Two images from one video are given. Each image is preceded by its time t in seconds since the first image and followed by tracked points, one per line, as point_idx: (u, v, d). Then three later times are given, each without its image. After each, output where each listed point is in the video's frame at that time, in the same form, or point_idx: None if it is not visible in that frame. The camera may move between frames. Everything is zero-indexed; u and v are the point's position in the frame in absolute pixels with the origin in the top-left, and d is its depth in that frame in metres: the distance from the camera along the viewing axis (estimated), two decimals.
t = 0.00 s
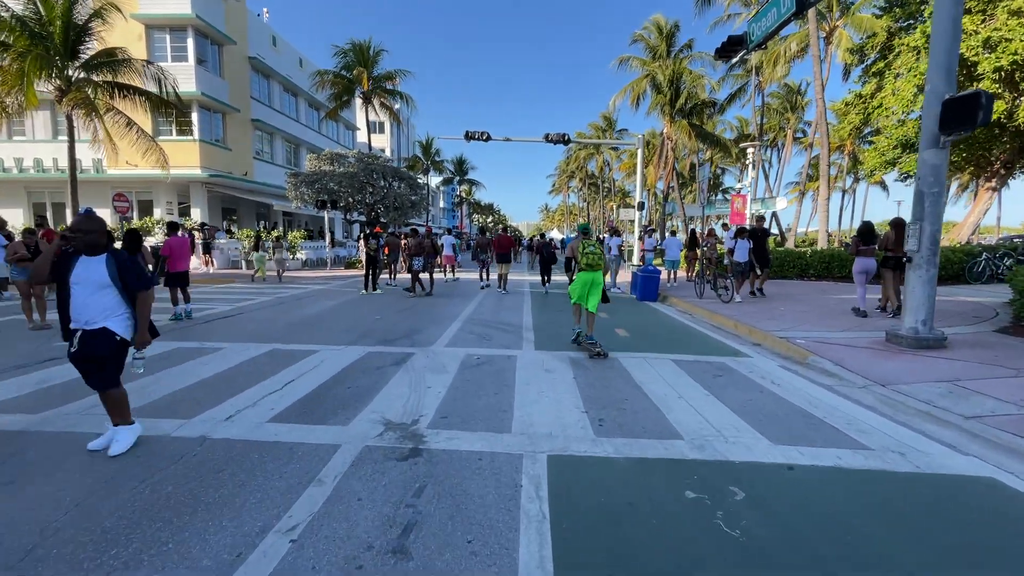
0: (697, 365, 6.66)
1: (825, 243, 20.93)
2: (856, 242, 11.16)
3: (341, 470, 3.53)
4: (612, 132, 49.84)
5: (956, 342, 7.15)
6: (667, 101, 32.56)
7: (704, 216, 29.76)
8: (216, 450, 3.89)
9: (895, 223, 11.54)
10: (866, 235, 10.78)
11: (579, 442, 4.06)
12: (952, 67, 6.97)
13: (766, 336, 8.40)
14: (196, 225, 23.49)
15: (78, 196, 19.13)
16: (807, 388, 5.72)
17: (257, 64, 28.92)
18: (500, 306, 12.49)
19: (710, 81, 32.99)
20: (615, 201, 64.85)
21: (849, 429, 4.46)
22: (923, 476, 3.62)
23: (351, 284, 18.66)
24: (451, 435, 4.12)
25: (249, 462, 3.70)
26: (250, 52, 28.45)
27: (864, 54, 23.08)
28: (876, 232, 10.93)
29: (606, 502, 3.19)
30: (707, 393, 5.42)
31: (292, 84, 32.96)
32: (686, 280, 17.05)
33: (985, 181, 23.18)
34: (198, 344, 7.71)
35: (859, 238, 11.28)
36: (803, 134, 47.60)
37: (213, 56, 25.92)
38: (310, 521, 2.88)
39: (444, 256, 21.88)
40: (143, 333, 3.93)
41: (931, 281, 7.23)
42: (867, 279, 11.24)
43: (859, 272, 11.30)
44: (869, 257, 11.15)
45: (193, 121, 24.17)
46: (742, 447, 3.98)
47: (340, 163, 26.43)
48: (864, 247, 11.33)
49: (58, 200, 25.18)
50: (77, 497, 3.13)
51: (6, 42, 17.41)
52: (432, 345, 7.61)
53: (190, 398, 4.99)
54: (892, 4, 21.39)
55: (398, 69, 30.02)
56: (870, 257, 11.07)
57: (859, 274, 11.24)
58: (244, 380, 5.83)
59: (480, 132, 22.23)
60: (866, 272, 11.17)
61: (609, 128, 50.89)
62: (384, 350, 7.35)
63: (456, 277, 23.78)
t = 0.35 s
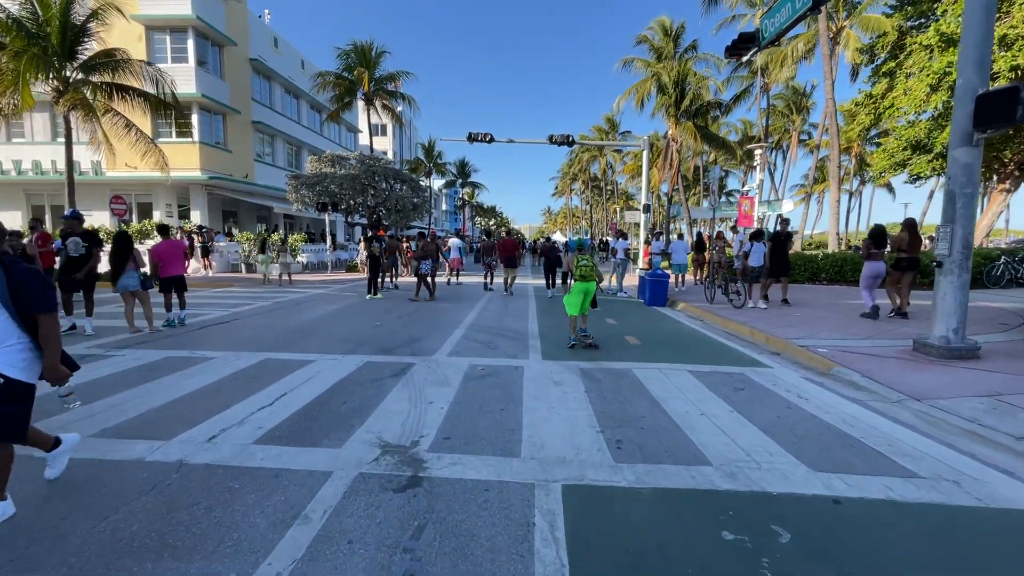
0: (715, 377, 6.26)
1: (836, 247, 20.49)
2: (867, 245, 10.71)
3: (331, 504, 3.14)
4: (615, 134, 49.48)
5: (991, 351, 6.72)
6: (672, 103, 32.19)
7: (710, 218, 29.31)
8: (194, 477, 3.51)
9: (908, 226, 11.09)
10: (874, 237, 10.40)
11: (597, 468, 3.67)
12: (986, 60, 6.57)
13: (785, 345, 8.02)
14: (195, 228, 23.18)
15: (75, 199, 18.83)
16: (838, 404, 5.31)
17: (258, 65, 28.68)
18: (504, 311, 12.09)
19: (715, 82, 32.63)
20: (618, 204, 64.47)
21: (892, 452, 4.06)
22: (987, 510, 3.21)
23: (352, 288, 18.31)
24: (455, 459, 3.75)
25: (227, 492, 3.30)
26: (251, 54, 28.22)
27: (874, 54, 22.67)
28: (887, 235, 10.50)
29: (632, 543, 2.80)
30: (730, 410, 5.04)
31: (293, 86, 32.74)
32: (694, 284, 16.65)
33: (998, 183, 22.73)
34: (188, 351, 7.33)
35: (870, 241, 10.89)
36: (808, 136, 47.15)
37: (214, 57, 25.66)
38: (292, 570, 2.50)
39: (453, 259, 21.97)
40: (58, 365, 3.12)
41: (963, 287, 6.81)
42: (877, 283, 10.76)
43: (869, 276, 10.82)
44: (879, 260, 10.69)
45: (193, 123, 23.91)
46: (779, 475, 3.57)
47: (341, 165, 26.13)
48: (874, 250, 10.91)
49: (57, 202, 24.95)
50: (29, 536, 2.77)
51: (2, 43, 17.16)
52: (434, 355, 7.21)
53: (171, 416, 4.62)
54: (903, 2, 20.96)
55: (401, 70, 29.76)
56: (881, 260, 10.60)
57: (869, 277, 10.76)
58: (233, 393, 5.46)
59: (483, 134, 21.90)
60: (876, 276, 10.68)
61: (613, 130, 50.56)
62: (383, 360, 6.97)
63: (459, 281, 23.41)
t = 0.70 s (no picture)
0: (738, 396, 5.81)
1: (847, 252, 20.00)
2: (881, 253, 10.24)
3: (310, 557, 2.72)
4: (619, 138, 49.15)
5: None
6: (678, 107, 31.85)
7: (717, 223, 28.94)
8: (160, 519, 3.09)
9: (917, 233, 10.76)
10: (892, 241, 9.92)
11: (615, 509, 3.23)
12: None
13: (806, 359, 7.55)
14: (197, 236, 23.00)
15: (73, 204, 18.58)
16: (874, 428, 4.86)
17: (261, 70, 28.54)
18: (509, 320, 11.69)
19: (722, 85, 32.27)
20: (622, 209, 64.09)
21: (945, 489, 3.61)
22: None
23: (353, 295, 17.96)
24: (454, 498, 3.33)
25: (194, 539, 2.89)
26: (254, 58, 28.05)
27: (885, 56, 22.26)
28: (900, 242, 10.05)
29: None
30: (757, 435, 4.59)
31: (296, 91, 32.60)
32: (703, 291, 16.21)
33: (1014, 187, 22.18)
34: (176, 365, 6.96)
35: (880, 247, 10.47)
36: (815, 140, 46.66)
37: (216, 62, 25.48)
38: None
39: (460, 264, 21.86)
40: None
41: (1000, 298, 6.36)
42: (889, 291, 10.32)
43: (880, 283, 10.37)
44: (891, 267, 10.27)
45: (194, 128, 23.67)
46: (827, 520, 3.12)
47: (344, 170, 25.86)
48: (885, 257, 10.52)
49: (57, 208, 24.78)
50: None
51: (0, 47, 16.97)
52: (435, 370, 6.81)
53: (145, 442, 4.23)
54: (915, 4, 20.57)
55: (404, 75, 29.54)
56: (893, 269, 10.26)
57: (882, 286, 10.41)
58: (218, 413, 5.07)
59: (486, 138, 21.59)
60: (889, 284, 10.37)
61: (617, 135, 50.27)
62: (381, 375, 6.57)
63: (463, 286, 23.06)
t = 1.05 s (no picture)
0: (761, 418, 5.34)
1: (862, 260, 19.43)
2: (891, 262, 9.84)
3: None
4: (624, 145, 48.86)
5: None
6: (685, 113, 31.49)
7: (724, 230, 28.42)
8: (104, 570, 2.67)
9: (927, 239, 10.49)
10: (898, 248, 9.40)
11: (632, 561, 2.78)
12: None
13: (830, 374, 7.06)
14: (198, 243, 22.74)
15: (73, 211, 18.38)
16: (917, 456, 4.38)
17: (265, 77, 28.47)
18: (512, 330, 11.25)
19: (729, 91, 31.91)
20: (628, 216, 63.61)
21: (1014, 537, 3.13)
22: None
23: (354, 303, 17.60)
24: (446, 546, 2.89)
25: None
26: (258, 65, 27.98)
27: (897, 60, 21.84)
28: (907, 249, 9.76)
29: None
30: (788, 465, 4.11)
31: (301, 99, 32.53)
32: (714, 300, 15.71)
33: None
34: (159, 381, 6.54)
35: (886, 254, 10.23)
36: (823, 147, 46.12)
37: (220, 69, 25.37)
38: None
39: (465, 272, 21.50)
40: None
41: None
42: (896, 298, 9.99)
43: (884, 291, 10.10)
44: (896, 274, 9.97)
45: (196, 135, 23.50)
46: None
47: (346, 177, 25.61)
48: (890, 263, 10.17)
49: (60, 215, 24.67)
50: None
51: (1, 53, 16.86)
52: (433, 387, 6.35)
53: (107, 473, 3.81)
54: (929, 6, 20.13)
55: (408, 81, 29.38)
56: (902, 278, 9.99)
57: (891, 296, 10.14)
58: (196, 435, 4.65)
59: (490, 144, 21.28)
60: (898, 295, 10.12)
61: (622, 142, 49.96)
62: (375, 392, 6.13)
63: (466, 294, 22.65)
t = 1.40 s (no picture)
0: (788, 445, 4.90)
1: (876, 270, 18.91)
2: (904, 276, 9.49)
3: None
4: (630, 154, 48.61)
5: None
6: (692, 120, 31.21)
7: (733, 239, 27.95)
8: None
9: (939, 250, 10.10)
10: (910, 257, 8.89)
11: None
12: None
13: (855, 394, 6.62)
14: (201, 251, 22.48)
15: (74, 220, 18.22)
16: (968, 493, 3.93)
17: (271, 87, 28.48)
18: (518, 344, 10.86)
19: (737, 98, 31.60)
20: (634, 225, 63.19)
21: None
22: None
23: (356, 314, 17.27)
24: None
25: None
26: (264, 75, 28.00)
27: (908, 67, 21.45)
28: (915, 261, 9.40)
29: None
30: (824, 504, 3.69)
31: (306, 108, 32.53)
32: (725, 311, 15.23)
33: None
34: (144, 399, 6.20)
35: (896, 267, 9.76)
36: (832, 155, 45.62)
37: (226, 78, 25.37)
38: None
39: (470, 282, 21.12)
40: None
41: None
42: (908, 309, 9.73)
43: (896, 303, 9.61)
44: (908, 286, 9.50)
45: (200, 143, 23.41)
46: None
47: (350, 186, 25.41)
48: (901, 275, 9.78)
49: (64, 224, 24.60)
50: None
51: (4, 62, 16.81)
52: (432, 407, 5.96)
53: (69, 510, 3.45)
54: (942, 12, 19.76)
55: (413, 90, 29.28)
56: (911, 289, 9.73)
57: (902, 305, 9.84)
58: (173, 463, 4.29)
59: (495, 153, 21.04)
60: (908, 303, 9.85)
61: (628, 150, 49.74)
62: (370, 414, 5.75)
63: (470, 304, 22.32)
